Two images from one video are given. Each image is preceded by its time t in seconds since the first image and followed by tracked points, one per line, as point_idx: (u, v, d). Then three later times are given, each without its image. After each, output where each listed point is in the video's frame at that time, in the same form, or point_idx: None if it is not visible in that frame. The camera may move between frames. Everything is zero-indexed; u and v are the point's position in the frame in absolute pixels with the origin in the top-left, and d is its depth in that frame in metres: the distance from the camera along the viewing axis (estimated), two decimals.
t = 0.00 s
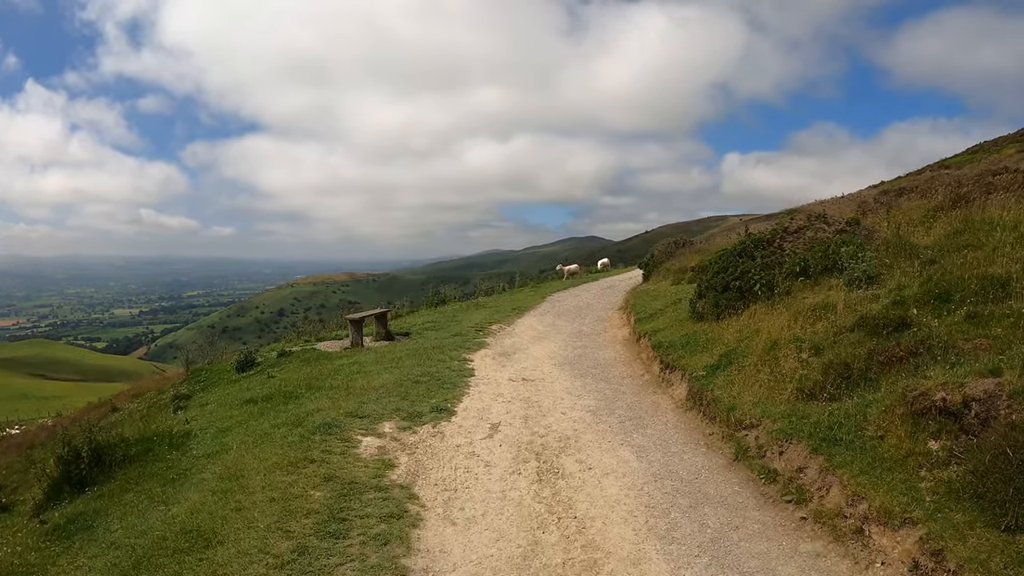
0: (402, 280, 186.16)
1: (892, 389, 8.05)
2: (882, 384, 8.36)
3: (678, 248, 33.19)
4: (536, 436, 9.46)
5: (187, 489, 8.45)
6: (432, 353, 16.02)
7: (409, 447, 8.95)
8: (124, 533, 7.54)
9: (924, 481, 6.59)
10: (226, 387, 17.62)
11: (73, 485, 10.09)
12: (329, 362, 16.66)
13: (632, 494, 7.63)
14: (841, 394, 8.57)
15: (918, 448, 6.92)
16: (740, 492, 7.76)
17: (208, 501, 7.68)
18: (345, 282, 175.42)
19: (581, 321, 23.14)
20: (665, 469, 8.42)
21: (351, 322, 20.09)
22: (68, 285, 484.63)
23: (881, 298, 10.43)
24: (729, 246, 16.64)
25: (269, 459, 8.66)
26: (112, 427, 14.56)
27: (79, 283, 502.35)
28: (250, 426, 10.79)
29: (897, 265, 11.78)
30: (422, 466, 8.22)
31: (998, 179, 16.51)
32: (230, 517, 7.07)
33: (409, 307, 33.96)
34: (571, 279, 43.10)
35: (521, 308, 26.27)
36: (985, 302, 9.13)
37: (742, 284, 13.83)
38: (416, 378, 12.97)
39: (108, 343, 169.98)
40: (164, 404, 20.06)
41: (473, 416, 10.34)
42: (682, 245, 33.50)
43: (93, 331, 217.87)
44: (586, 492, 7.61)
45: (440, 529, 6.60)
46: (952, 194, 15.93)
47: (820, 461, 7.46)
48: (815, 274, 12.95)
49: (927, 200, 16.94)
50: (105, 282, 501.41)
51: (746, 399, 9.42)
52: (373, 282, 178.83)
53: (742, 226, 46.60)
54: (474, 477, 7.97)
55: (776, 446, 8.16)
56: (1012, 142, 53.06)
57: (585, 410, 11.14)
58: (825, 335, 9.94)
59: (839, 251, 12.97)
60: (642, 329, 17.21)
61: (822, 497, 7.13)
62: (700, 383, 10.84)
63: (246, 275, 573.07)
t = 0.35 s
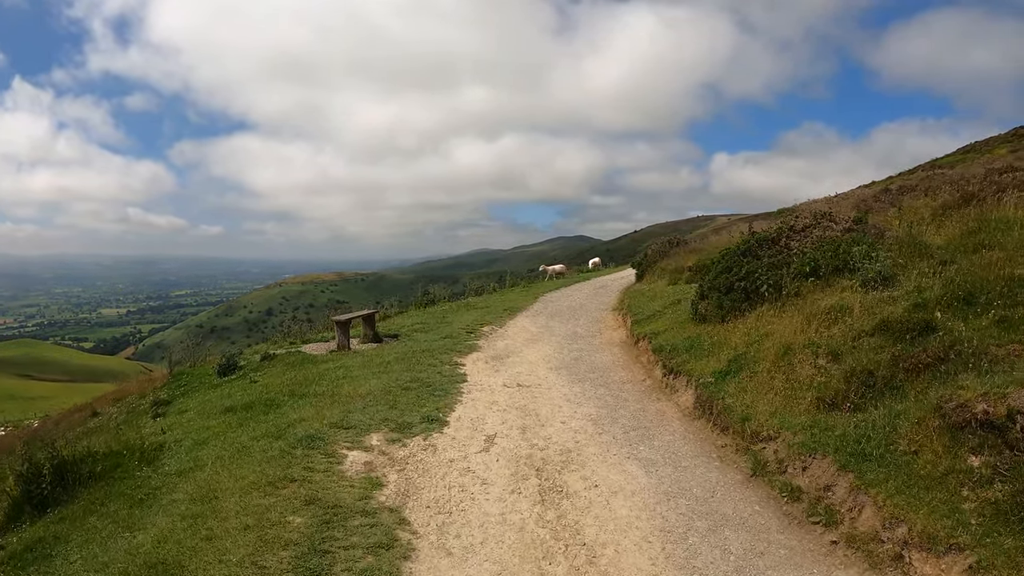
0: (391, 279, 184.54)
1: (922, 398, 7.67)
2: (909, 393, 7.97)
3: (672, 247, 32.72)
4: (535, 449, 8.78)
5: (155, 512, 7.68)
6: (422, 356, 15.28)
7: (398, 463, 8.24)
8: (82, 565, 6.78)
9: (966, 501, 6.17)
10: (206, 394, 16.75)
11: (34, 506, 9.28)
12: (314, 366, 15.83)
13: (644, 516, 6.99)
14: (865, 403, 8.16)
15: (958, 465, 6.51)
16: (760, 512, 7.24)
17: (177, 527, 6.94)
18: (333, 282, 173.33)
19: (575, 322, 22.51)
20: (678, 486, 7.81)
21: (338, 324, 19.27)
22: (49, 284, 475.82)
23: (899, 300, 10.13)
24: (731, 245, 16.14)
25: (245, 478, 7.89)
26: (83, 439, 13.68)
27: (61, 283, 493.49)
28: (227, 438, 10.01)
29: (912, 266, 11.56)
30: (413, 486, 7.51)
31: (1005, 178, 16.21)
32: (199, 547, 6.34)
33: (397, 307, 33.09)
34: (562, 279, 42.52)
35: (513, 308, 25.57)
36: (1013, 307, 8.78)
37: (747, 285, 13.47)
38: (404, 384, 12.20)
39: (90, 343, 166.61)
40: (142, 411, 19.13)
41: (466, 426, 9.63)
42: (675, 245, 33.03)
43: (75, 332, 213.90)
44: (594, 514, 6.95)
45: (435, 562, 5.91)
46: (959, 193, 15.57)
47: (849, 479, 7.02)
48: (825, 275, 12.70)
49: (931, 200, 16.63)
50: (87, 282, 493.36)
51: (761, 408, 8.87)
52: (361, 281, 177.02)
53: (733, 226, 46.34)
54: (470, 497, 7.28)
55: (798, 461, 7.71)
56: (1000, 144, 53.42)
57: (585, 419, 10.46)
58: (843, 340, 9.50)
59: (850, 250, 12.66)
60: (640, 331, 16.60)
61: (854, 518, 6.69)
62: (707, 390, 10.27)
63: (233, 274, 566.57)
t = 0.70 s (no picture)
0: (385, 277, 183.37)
1: (963, 419, 7.27)
2: (945, 411, 7.60)
3: (672, 248, 32.15)
4: (540, 468, 8.11)
5: (124, 541, 6.98)
6: (416, 361, 14.59)
7: (392, 484, 7.56)
8: None
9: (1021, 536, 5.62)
10: (191, 399, 15.98)
11: None
12: (304, 371, 15.06)
13: (662, 548, 6.36)
14: (899, 422, 7.79)
15: (1009, 495, 5.99)
16: (790, 544, 6.71)
17: (146, 561, 6.25)
18: (327, 279, 172.03)
19: (575, 324, 21.87)
20: (698, 512, 7.21)
21: (330, 326, 18.52)
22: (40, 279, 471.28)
23: (926, 308, 9.86)
24: (742, 248, 15.70)
25: (223, 502, 7.20)
26: (58, 449, 12.89)
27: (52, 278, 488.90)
28: (208, 453, 9.30)
29: (936, 271, 11.28)
30: (407, 511, 6.83)
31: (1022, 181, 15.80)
32: None
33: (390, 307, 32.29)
34: (559, 279, 41.88)
35: (510, 310, 24.89)
36: None
37: (760, 290, 13.13)
38: (397, 393, 11.45)
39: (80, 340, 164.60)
40: (125, 416, 18.33)
41: (465, 441, 8.94)
42: (676, 246, 32.46)
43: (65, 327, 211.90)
44: (608, 546, 6.32)
45: None
46: (975, 197, 15.14)
47: (887, 509, 6.53)
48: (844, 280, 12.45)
49: (946, 203, 16.17)
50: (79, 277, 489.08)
51: (784, 426, 8.52)
52: (355, 279, 175.73)
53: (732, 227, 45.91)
54: (470, 525, 6.61)
55: (829, 487, 7.25)
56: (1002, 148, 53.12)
57: (591, 432, 9.79)
58: (869, 351, 9.20)
59: (871, 255, 12.43)
60: (645, 336, 15.95)
61: (894, 552, 6.18)
62: (723, 403, 9.79)
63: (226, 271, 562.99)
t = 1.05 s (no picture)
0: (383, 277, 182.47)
1: (1016, 435, 6.60)
2: (996, 424, 6.93)
3: (675, 248, 31.39)
4: (546, 489, 7.39)
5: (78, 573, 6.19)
6: (412, 364, 13.83)
7: (382, 507, 6.79)
8: None
9: None
10: (175, 404, 15.17)
11: None
12: (293, 376, 14.21)
13: None
14: (946, 437, 7.12)
15: None
16: None
17: None
18: (324, 279, 171.12)
19: (578, 326, 21.13)
20: (725, 541, 6.53)
21: (322, 327, 17.72)
22: (37, 278, 469.41)
23: (963, 309, 9.32)
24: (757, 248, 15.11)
25: (194, 528, 6.41)
26: (30, 459, 12.09)
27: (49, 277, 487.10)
28: (183, 468, 8.51)
29: (968, 270, 10.72)
30: (399, 541, 6.07)
31: None
32: None
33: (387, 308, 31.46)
34: (560, 279, 41.17)
35: (510, 311, 24.09)
36: None
37: (777, 291, 12.48)
38: (389, 401, 10.62)
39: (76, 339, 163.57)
40: (108, 422, 17.52)
41: (464, 457, 8.21)
42: (680, 245, 31.76)
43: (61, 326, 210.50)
44: None
45: None
46: (1000, 194, 14.51)
47: (943, 538, 5.84)
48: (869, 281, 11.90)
49: (968, 201, 15.52)
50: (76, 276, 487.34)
51: (815, 442, 8.02)
52: (354, 279, 174.73)
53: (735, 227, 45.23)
54: (471, 557, 5.86)
55: (872, 512, 6.59)
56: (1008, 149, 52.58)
57: (601, 445, 9.07)
58: (904, 357, 8.65)
59: (897, 254, 11.88)
60: (653, 340, 15.16)
61: None
62: (745, 415, 9.30)
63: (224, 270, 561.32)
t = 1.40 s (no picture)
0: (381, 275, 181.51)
1: None
2: None
3: (679, 249, 30.72)
4: (560, 521, 6.77)
5: None
6: (410, 372, 13.14)
7: (377, 545, 6.07)
8: None
9: None
10: (161, 414, 14.40)
11: None
12: (284, 385, 13.43)
13: None
14: (1003, 466, 6.98)
15: None
16: None
17: None
18: (322, 277, 170.02)
19: (582, 329, 20.48)
20: None
21: (316, 332, 16.96)
22: (33, 276, 467.18)
23: (1005, 323, 9.15)
24: (775, 251, 14.70)
25: (165, 570, 5.64)
26: (2, 477, 11.32)
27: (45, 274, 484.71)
28: (159, 494, 7.74)
29: (1003, 281, 10.51)
30: None
31: None
32: None
33: (384, 309, 30.62)
34: (560, 280, 40.52)
35: (511, 313, 23.35)
36: None
37: (801, 298, 12.12)
38: (384, 416, 9.86)
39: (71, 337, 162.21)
40: (91, 431, 16.71)
41: (468, 482, 7.51)
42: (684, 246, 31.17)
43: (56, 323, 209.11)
44: None
45: None
46: None
47: None
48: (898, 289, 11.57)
49: (989, 204, 15.06)
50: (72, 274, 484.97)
51: (857, 467, 7.80)
52: (351, 277, 173.71)
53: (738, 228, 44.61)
54: None
55: (925, 551, 6.31)
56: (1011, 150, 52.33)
57: (619, 468, 8.48)
58: (945, 377, 8.57)
59: (927, 260, 11.58)
60: (663, 347, 14.46)
61: None
62: (773, 435, 9.03)
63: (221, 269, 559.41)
